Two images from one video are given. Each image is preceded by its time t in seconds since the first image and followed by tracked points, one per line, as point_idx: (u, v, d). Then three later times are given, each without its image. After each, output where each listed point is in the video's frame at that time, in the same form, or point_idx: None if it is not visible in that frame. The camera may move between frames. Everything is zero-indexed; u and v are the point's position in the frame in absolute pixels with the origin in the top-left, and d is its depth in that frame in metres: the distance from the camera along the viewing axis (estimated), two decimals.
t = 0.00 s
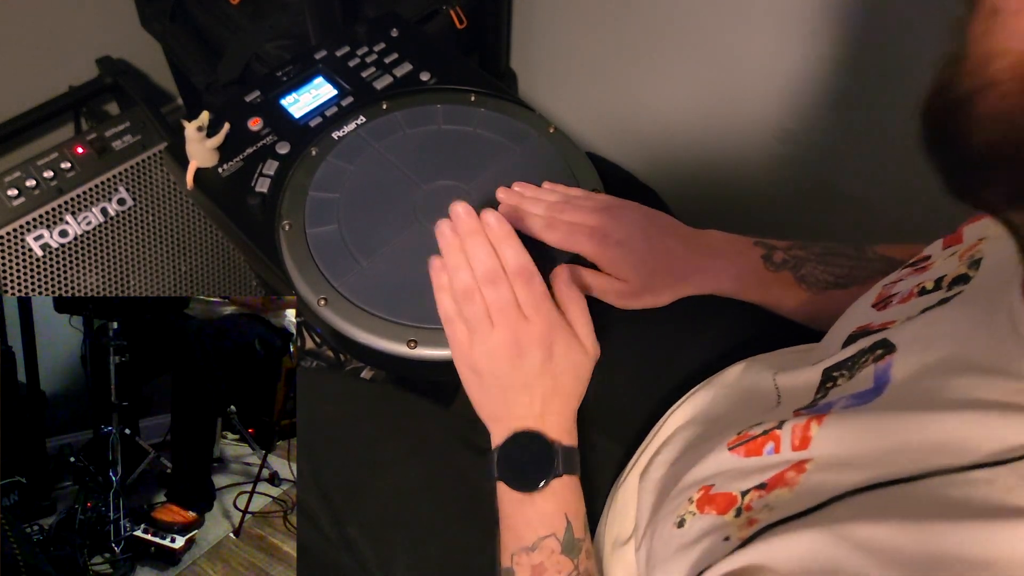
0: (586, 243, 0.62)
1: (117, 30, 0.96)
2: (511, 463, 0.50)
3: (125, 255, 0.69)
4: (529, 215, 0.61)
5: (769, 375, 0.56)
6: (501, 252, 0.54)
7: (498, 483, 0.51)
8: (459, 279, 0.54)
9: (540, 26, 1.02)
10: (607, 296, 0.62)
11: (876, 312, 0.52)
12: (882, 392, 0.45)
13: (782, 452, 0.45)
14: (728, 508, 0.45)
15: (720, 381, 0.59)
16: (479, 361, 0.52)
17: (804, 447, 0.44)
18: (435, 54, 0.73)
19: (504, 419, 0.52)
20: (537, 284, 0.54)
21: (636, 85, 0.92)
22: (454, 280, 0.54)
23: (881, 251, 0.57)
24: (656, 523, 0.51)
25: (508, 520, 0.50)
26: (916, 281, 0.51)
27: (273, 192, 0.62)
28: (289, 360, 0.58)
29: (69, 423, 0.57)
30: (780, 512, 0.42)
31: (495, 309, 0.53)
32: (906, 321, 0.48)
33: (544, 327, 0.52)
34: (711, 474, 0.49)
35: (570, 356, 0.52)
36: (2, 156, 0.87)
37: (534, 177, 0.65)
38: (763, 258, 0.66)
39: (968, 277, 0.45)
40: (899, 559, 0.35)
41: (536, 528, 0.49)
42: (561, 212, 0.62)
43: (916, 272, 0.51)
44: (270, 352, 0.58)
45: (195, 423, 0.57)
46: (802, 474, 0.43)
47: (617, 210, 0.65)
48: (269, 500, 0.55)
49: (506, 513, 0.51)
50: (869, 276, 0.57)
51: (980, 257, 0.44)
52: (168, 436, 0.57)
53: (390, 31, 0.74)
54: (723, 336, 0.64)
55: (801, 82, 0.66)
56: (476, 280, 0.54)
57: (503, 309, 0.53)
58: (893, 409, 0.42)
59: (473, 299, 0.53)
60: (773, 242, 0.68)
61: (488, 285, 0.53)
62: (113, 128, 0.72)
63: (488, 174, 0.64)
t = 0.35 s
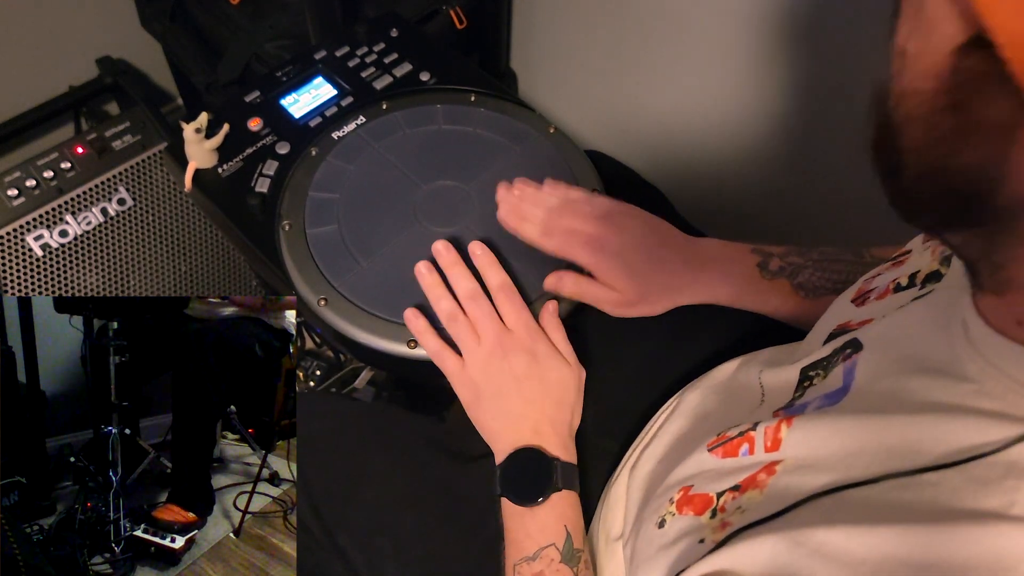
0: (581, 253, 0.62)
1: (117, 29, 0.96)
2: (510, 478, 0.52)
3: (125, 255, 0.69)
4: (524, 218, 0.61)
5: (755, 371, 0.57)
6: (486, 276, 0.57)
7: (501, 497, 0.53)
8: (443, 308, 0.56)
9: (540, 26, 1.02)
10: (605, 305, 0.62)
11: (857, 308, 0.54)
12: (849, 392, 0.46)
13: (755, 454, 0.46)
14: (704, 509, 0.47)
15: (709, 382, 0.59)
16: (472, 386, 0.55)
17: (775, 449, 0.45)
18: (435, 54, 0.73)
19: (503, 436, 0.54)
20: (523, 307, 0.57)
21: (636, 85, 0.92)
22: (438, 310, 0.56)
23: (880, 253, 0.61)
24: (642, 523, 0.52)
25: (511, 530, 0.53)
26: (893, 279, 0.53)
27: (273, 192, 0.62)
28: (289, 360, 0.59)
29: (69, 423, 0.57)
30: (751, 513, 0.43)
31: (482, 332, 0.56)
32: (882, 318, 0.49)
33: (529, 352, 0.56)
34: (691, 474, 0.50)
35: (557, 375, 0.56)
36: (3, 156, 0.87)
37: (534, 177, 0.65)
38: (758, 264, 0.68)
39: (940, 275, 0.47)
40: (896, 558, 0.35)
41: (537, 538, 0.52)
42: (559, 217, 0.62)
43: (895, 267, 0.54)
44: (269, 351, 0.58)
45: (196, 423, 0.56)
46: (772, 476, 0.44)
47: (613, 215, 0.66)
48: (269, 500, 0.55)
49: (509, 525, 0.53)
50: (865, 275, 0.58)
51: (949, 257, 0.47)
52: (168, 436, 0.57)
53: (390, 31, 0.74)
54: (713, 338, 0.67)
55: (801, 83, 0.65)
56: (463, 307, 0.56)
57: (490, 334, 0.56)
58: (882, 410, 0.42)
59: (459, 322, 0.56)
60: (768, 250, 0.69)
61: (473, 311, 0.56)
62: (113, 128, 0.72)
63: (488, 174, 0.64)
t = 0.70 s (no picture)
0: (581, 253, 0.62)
1: (116, 28, 0.96)
2: (516, 480, 0.52)
3: (124, 255, 0.69)
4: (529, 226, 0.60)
5: (770, 380, 0.56)
6: (493, 279, 0.57)
7: (509, 501, 0.52)
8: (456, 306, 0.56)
9: (540, 26, 1.02)
10: (609, 301, 0.63)
11: (875, 318, 0.52)
12: (866, 416, 0.45)
13: (765, 472, 0.46)
14: (712, 527, 0.47)
15: (725, 380, 0.59)
16: (482, 386, 0.55)
17: (785, 469, 0.45)
18: (435, 54, 0.73)
19: (510, 437, 0.54)
20: (532, 313, 0.57)
21: (636, 85, 0.92)
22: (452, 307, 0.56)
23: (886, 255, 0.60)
24: (652, 531, 0.52)
25: (516, 535, 0.52)
26: (915, 291, 0.51)
27: (273, 192, 0.62)
28: (289, 360, 0.59)
29: (68, 423, 0.57)
30: (759, 537, 0.43)
31: (492, 335, 0.56)
32: (901, 334, 0.48)
33: (540, 356, 0.56)
34: (700, 488, 0.50)
35: (566, 379, 0.56)
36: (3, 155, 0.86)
37: (534, 177, 0.65)
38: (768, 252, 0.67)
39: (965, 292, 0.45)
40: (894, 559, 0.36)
41: (542, 540, 0.51)
42: (560, 223, 0.62)
43: (918, 278, 0.52)
44: (269, 351, 0.58)
45: (195, 422, 0.57)
46: (781, 499, 0.44)
47: (616, 217, 0.65)
48: (269, 500, 0.56)
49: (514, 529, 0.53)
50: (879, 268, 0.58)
51: (976, 272, 0.45)
52: (168, 436, 0.57)
53: (390, 31, 0.74)
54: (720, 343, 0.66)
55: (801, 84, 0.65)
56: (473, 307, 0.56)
57: (498, 335, 0.56)
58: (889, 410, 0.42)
59: (470, 322, 0.56)
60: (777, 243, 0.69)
61: (484, 311, 0.56)
62: (113, 128, 0.72)
63: (488, 174, 0.64)
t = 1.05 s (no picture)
0: (577, 270, 0.61)
1: (117, 28, 0.96)
2: (503, 489, 0.53)
3: (124, 255, 0.69)
4: (518, 237, 0.60)
5: (764, 401, 0.56)
6: (474, 288, 0.57)
7: (497, 511, 0.53)
8: (439, 316, 0.56)
9: (540, 26, 1.02)
10: (611, 326, 0.63)
11: (864, 335, 0.52)
12: (850, 438, 0.45)
13: (757, 495, 0.45)
14: (704, 550, 0.47)
15: (723, 394, 0.59)
16: (467, 393, 0.56)
17: (775, 494, 0.44)
18: (435, 54, 0.73)
19: (497, 443, 0.55)
20: (511, 315, 0.57)
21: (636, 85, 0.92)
22: (434, 318, 0.56)
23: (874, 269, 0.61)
24: (649, 550, 0.52)
25: (507, 543, 0.53)
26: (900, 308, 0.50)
27: (273, 192, 0.62)
28: (289, 360, 0.59)
29: (68, 424, 0.57)
30: (751, 562, 0.43)
31: (474, 341, 0.56)
32: (889, 354, 0.48)
33: (521, 359, 0.56)
34: (692, 509, 0.50)
35: (549, 380, 0.56)
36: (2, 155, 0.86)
37: (534, 178, 0.65)
38: (754, 276, 0.68)
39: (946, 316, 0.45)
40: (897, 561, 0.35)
41: (532, 550, 0.52)
42: (554, 237, 0.61)
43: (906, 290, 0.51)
44: (269, 352, 0.58)
45: (195, 423, 0.56)
46: (772, 524, 0.43)
47: (608, 231, 0.64)
48: (269, 500, 0.56)
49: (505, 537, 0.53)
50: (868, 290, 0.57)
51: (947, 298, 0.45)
52: (168, 436, 0.57)
53: (390, 32, 0.74)
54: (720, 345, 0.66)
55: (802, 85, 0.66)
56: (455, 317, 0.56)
57: (481, 345, 0.56)
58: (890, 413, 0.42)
59: (453, 333, 0.56)
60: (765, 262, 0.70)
61: (465, 319, 0.56)
62: (113, 128, 0.72)
63: (487, 174, 0.64)
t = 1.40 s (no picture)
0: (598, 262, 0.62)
1: (117, 29, 0.96)
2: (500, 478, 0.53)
3: (124, 255, 0.69)
4: (538, 216, 0.61)
5: (781, 387, 0.55)
6: (486, 293, 0.57)
7: (493, 500, 0.52)
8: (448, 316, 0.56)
9: (540, 26, 1.02)
10: (615, 322, 0.62)
11: (895, 331, 0.51)
12: (896, 424, 0.43)
13: (792, 480, 0.44)
14: (738, 536, 0.44)
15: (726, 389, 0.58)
16: (467, 392, 0.56)
17: (814, 478, 0.43)
18: (435, 53, 0.73)
19: (497, 438, 0.55)
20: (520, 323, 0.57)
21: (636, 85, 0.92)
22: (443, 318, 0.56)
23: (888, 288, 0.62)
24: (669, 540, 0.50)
25: (505, 536, 0.52)
26: (937, 301, 0.49)
27: (273, 192, 0.62)
28: (289, 360, 0.59)
29: (69, 425, 0.56)
30: (789, 545, 0.41)
31: (481, 339, 0.56)
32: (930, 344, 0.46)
33: (525, 354, 0.57)
34: (721, 496, 0.47)
35: (553, 378, 0.57)
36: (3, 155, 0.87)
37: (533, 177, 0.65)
38: (761, 281, 0.68)
39: (994, 304, 0.44)
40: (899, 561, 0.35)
41: (531, 543, 0.51)
42: (572, 220, 0.62)
43: (938, 288, 0.50)
44: (270, 348, 0.58)
45: (196, 421, 0.57)
46: (812, 508, 0.41)
47: (619, 226, 0.65)
48: (269, 500, 0.56)
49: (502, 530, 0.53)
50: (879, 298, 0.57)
51: (1006, 283, 0.44)
52: (168, 436, 0.57)
53: (390, 32, 0.74)
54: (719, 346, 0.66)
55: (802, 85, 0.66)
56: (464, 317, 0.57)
57: (489, 345, 0.56)
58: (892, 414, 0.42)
59: (462, 331, 0.56)
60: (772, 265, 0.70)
61: (475, 319, 0.56)
62: (113, 128, 0.72)
63: (488, 174, 0.64)
